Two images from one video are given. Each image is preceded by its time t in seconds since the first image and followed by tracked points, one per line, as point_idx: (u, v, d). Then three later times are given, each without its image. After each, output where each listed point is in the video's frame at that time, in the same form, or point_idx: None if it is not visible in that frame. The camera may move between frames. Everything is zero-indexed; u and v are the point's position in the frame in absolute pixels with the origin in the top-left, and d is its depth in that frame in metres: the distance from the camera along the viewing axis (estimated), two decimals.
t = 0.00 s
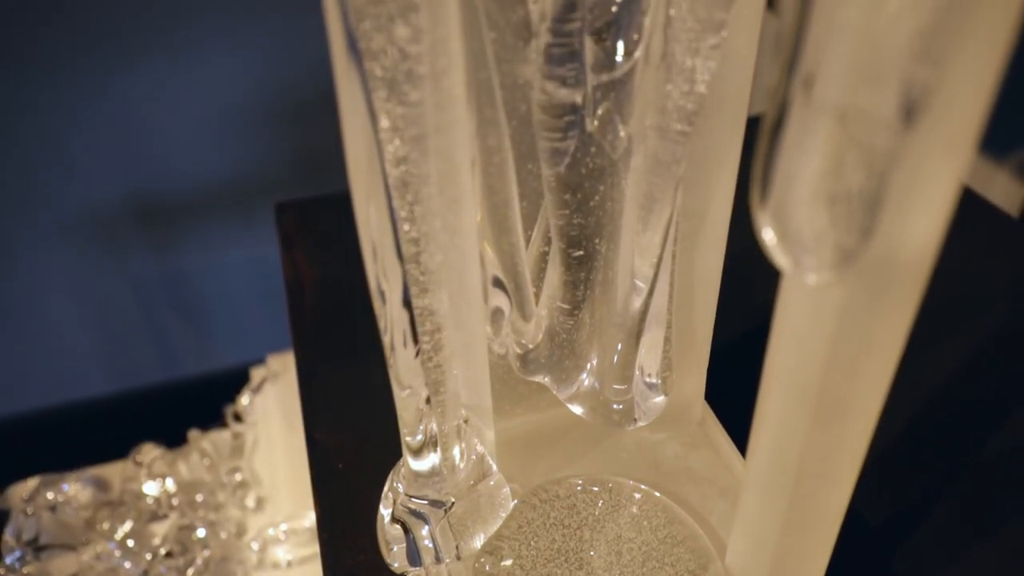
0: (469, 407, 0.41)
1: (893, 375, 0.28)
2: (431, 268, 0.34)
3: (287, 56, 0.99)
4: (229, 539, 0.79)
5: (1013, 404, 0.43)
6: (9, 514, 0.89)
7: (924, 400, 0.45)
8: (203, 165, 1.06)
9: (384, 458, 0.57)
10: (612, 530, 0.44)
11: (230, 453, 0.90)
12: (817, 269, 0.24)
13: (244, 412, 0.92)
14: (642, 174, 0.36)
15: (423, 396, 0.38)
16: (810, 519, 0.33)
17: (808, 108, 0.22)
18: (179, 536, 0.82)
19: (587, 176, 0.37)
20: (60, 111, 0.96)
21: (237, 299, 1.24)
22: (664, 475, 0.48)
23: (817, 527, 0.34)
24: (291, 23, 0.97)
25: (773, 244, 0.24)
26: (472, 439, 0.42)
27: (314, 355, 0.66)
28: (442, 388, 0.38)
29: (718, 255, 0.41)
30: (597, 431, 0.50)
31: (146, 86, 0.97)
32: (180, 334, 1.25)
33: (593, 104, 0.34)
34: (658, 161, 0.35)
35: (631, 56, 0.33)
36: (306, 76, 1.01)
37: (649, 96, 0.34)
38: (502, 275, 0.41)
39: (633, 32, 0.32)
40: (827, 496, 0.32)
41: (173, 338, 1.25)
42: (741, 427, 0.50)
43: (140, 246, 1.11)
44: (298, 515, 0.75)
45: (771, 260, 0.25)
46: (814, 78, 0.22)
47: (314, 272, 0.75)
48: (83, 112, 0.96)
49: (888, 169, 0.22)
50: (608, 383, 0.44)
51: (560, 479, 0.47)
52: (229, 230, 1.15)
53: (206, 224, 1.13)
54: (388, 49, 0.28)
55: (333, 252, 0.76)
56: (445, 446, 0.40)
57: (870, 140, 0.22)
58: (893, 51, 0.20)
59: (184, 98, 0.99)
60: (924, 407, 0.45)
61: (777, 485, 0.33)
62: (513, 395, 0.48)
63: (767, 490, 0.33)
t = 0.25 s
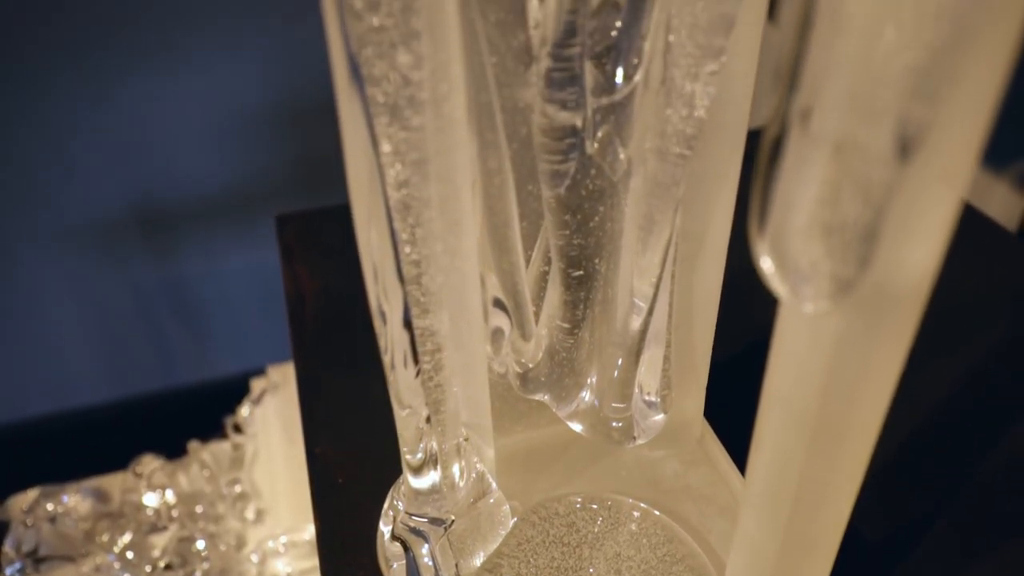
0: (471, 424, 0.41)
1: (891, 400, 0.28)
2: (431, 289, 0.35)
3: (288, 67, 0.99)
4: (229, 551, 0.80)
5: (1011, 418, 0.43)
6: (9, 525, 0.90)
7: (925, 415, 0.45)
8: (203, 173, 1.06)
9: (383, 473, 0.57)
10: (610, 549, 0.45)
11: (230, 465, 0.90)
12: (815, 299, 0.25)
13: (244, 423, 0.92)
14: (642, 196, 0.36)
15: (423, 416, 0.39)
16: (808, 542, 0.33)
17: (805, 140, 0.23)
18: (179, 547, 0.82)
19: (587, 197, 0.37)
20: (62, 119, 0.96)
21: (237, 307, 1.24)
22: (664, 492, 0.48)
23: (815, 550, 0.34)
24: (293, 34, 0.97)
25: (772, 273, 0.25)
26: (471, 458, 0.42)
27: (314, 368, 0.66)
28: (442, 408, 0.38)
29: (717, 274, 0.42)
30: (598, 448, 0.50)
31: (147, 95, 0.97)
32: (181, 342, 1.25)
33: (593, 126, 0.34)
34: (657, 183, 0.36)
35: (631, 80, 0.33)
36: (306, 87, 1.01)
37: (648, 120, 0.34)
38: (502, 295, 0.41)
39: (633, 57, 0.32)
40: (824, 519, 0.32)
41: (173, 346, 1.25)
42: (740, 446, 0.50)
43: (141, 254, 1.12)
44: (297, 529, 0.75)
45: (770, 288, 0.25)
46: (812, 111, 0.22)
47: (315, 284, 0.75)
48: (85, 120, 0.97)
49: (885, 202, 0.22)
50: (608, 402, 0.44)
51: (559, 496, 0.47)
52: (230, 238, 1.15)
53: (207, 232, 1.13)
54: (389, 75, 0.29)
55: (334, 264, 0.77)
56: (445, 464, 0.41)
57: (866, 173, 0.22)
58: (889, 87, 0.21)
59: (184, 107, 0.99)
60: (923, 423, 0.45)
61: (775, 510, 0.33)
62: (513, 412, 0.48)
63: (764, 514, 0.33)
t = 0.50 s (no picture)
0: (471, 443, 0.41)
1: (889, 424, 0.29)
2: (432, 311, 0.35)
3: (288, 81, 0.99)
4: (229, 564, 0.79)
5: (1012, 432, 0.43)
6: (9, 537, 0.90)
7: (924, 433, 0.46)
8: (203, 184, 1.06)
9: (383, 489, 0.57)
10: (611, 567, 0.45)
11: (230, 477, 0.90)
12: (813, 327, 0.25)
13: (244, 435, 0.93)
14: (641, 218, 0.37)
15: (424, 435, 0.39)
16: (807, 563, 0.33)
17: (805, 171, 0.22)
18: (179, 560, 0.82)
19: (587, 219, 0.37)
20: (63, 134, 0.96)
21: (237, 315, 1.24)
22: (664, 509, 0.48)
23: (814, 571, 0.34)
24: (293, 48, 0.96)
25: (771, 301, 0.25)
26: (471, 476, 0.42)
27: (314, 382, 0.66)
28: (443, 427, 0.39)
29: (717, 293, 0.42)
30: (597, 465, 0.50)
31: (147, 108, 0.96)
32: (181, 350, 1.25)
33: (593, 149, 0.35)
34: (656, 204, 0.37)
35: (631, 103, 0.33)
36: (305, 101, 1.01)
37: (648, 143, 0.35)
38: (503, 316, 0.41)
39: (633, 81, 0.33)
40: (823, 541, 0.32)
41: (173, 354, 1.25)
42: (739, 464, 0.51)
43: (141, 263, 1.12)
44: (297, 542, 0.75)
45: (769, 316, 0.25)
46: (810, 143, 0.22)
47: (315, 296, 0.75)
48: (87, 134, 0.96)
49: (883, 233, 0.22)
50: (608, 420, 0.44)
51: (560, 514, 0.47)
52: (230, 248, 1.15)
53: (207, 241, 1.13)
54: (392, 100, 0.29)
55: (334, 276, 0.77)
56: (446, 482, 0.41)
57: (864, 207, 0.22)
58: (887, 124, 0.21)
59: (184, 120, 0.99)
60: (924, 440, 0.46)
61: (774, 531, 0.33)
62: (514, 430, 0.48)
63: (764, 536, 0.33)
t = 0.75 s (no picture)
0: (470, 463, 0.41)
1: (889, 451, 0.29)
2: (432, 333, 0.35)
3: (289, 94, 0.99)
4: None
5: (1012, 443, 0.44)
6: (9, 550, 0.89)
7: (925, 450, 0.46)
8: (203, 193, 1.06)
9: (386, 507, 0.57)
10: None
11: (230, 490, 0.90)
12: (811, 357, 0.25)
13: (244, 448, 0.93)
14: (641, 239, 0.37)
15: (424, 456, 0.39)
16: None
17: (802, 202, 0.23)
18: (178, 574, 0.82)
19: (588, 242, 0.37)
20: (65, 148, 0.96)
21: (236, 325, 1.24)
22: (664, 528, 0.48)
23: None
24: (295, 62, 0.96)
25: (770, 330, 0.25)
26: (471, 495, 0.42)
27: (316, 397, 0.66)
28: (442, 448, 0.39)
29: (717, 313, 0.42)
30: (595, 484, 0.51)
31: (149, 119, 0.96)
32: (180, 360, 1.25)
33: (593, 171, 0.35)
34: (655, 227, 0.36)
35: (631, 126, 0.34)
36: (308, 114, 1.01)
37: (648, 166, 0.35)
38: (503, 337, 0.41)
39: (633, 104, 0.33)
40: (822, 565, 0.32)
41: (172, 363, 1.25)
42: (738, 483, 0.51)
43: (141, 272, 1.12)
44: (297, 556, 0.75)
45: (768, 344, 0.26)
46: (807, 175, 0.23)
47: (317, 311, 0.75)
48: (89, 149, 0.97)
49: (881, 265, 0.22)
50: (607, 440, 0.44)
51: (560, 533, 0.47)
52: (229, 257, 1.15)
53: (207, 251, 1.13)
54: (394, 127, 0.29)
55: (336, 290, 0.77)
56: (445, 502, 0.41)
57: (861, 240, 0.22)
58: (884, 161, 0.21)
59: (186, 131, 0.99)
60: (924, 457, 0.46)
61: (773, 552, 0.33)
62: (514, 449, 0.49)
63: (763, 556, 0.33)
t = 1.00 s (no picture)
0: (469, 483, 0.41)
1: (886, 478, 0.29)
2: (432, 356, 0.35)
3: (290, 106, 0.99)
4: None
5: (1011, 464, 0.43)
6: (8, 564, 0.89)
7: (921, 469, 0.47)
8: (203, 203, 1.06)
9: (386, 524, 0.57)
10: None
11: (230, 504, 0.90)
12: (808, 388, 0.25)
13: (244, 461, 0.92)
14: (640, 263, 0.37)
15: (423, 478, 0.39)
16: None
17: (799, 237, 0.23)
18: None
19: (587, 265, 0.38)
20: (66, 160, 0.96)
21: (236, 335, 1.24)
22: (662, 547, 0.48)
23: None
24: (295, 73, 0.96)
25: (767, 360, 0.25)
26: (470, 515, 0.42)
27: (316, 413, 0.67)
28: (442, 470, 0.39)
29: (716, 334, 0.42)
30: (594, 503, 0.51)
31: (151, 129, 0.96)
32: (180, 369, 1.25)
33: (592, 196, 0.35)
34: (654, 251, 0.37)
35: (630, 152, 0.34)
36: (309, 126, 1.01)
37: (647, 191, 0.36)
38: (503, 360, 0.41)
39: (632, 130, 0.33)
40: None
41: (172, 372, 1.25)
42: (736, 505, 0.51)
43: (142, 281, 1.12)
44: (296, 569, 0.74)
45: (765, 375, 0.26)
46: (804, 210, 0.23)
47: (317, 326, 0.75)
48: (90, 160, 0.96)
49: (878, 299, 0.22)
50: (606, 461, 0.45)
51: (560, 554, 0.48)
52: (229, 267, 1.15)
53: (207, 261, 1.13)
54: (394, 155, 0.29)
55: (337, 305, 0.77)
56: (445, 523, 0.41)
57: (857, 275, 0.23)
58: (879, 196, 0.22)
59: (188, 141, 0.98)
60: (925, 475, 0.47)
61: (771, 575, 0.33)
62: (513, 468, 0.49)
63: None
